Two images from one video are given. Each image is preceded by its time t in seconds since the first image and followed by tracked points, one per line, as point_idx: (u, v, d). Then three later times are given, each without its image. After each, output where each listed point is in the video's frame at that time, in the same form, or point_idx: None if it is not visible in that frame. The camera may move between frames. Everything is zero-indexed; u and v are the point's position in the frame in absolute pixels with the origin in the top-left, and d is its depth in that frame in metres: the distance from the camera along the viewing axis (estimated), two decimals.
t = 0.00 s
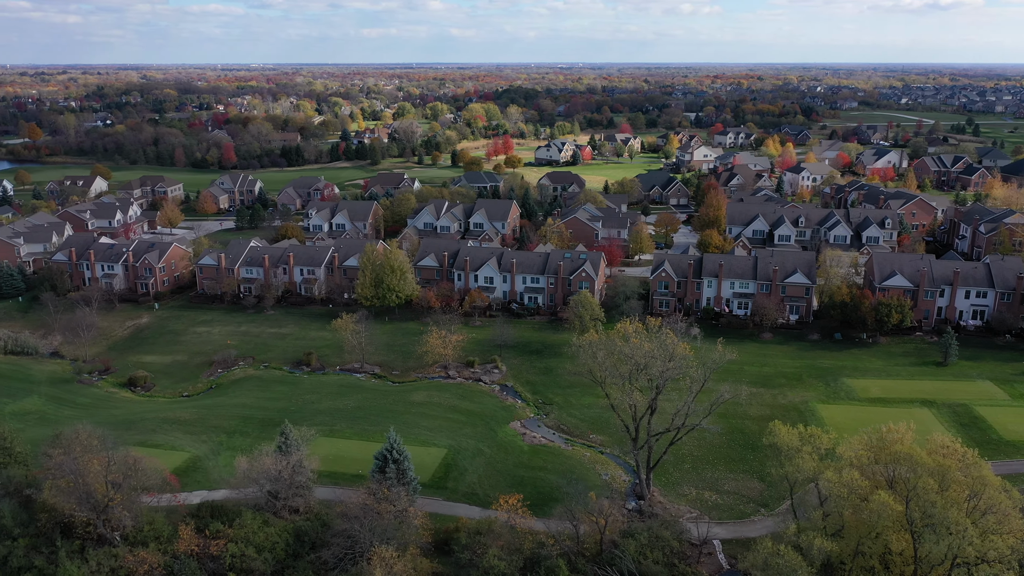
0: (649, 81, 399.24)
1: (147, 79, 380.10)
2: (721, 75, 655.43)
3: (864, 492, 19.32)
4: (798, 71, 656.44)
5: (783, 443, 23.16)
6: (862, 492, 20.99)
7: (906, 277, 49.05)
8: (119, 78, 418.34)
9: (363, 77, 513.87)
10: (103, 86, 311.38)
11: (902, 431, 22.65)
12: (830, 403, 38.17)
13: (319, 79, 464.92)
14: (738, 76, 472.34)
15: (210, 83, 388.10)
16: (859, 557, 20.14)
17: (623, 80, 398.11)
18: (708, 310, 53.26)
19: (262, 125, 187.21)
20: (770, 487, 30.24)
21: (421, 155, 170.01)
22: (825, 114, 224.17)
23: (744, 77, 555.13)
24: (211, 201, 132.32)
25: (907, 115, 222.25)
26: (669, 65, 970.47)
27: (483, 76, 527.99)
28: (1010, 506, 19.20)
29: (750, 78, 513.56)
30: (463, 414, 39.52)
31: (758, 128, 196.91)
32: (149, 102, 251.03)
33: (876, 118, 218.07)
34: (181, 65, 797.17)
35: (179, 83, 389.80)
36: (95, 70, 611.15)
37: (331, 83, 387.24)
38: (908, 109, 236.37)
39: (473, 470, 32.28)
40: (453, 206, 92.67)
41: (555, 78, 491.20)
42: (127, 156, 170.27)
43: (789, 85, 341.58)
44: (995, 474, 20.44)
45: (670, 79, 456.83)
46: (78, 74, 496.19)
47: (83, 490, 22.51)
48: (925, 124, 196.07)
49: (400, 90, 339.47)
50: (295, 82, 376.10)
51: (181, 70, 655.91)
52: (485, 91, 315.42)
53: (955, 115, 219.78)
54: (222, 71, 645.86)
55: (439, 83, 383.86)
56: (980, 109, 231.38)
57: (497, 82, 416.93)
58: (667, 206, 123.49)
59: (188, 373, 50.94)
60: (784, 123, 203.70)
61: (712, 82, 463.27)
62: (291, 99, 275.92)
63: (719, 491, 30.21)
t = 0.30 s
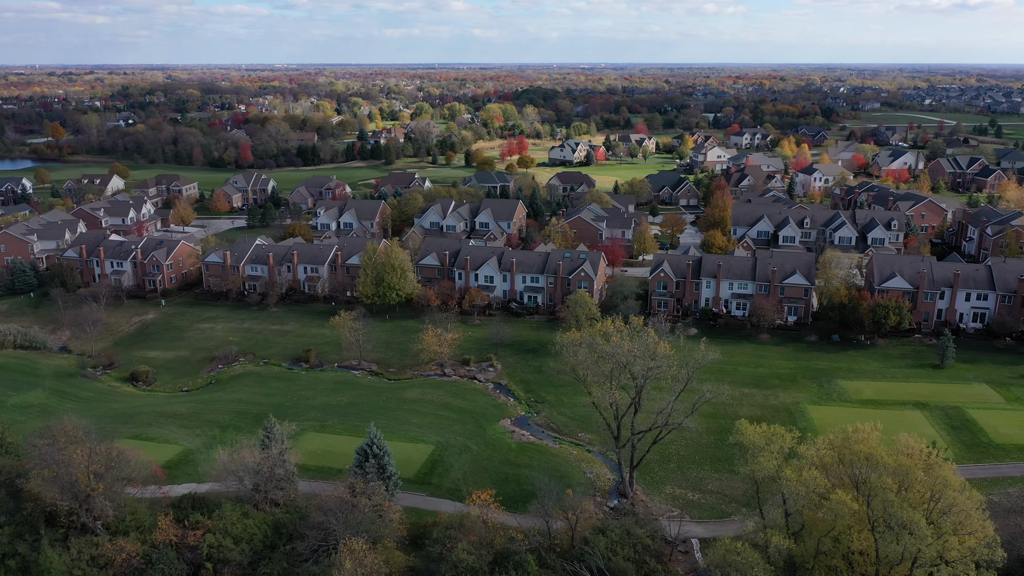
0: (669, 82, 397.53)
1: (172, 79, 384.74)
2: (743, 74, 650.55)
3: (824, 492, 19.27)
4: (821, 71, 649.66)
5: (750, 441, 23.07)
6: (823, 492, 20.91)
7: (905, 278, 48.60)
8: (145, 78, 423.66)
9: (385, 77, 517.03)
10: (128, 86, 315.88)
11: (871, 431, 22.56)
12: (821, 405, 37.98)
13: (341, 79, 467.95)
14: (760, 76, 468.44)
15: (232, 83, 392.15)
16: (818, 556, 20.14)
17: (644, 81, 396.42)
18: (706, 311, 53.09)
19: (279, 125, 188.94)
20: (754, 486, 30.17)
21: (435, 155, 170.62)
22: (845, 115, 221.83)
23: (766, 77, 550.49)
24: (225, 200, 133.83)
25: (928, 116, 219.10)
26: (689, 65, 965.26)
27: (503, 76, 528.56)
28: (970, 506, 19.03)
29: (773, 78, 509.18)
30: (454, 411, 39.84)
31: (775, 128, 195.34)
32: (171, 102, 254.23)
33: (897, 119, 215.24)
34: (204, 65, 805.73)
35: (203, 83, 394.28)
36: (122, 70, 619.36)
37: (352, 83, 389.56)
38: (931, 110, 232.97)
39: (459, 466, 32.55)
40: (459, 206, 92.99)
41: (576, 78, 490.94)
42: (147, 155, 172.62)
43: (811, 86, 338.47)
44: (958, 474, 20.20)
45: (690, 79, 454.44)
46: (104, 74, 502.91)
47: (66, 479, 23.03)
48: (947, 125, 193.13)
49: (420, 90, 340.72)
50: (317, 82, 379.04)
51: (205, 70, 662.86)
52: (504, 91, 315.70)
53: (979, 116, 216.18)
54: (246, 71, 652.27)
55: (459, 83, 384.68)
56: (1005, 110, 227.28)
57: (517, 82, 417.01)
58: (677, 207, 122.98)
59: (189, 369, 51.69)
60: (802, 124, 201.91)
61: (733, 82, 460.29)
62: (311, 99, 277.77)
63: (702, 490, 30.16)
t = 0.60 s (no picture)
0: (691, 82, 395.20)
1: (198, 80, 389.63)
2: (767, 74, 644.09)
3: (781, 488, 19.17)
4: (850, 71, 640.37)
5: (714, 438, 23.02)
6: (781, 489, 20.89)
7: (906, 280, 48.12)
8: (172, 78, 429.33)
9: (406, 77, 519.60)
10: (155, 86, 320.33)
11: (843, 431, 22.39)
12: (814, 406, 37.81)
13: (363, 79, 471.28)
14: (801, 75, 461.46)
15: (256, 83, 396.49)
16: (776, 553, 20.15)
17: (666, 81, 394.20)
18: (706, 312, 52.91)
19: (297, 125, 190.62)
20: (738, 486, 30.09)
21: (451, 155, 171.17)
22: (867, 116, 219.01)
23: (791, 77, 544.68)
24: (239, 198, 135.31)
25: (954, 117, 215.51)
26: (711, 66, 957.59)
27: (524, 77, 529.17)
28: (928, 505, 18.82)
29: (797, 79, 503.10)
30: (447, 408, 40.13)
31: (794, 130, 193.48)
32: (195, 102, 257.65)
33: (921, 120, 212.00)
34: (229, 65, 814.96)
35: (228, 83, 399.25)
36: (149, 70, 628.70)
37: (374, 83, 391.82)
38: (957, 111, 229.01)
39: (446, 462, 32.82)
40: (467, 205, 93.27)
41: (597, 78, 489.74)
42: (167, 154, 174.93)
43: (835, 86, 334.34)
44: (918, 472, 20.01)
45: (713, 79, 451.32)
46: (132, 74, 510.76)
47: (51, 468, 23.58)
48: (971, 126, 189.83)
49: (441, 90, 341.76)
50: (340, 82, 381.85)
51: (230, 70, 670.61)
52: (523, 91, 315.66)
53: (1006, 117, 212.13)
54: (270, 71, 658.99)
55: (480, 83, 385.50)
56: None
57: (539, 82, 416.69)
58: (689, 208, 122.30)
59: (192, 364, 52.51)
60: (821, 125, 199.76)
61: (756, 81, 456.15)
62: (332, 99, 279.72)
63: (686, 490, 30.11)
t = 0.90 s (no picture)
0: (714, 83, 392.34)
1: (227, 81, 394.42)
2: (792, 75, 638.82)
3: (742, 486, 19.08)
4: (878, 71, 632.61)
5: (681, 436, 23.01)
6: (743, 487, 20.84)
7: (908, 282, 47.61)
8: (199, 78, 435.23)
9: (430, 77, 521.65)
10: (181, 87, 324.51)
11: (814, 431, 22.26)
12: (807, 407, 37.57)
13: (386, 79, 474.20)
14: (827, 76, 456.79)
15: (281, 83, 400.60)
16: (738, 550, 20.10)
17: (690, 82, 391.86)
18: (706, 313, 52.73)
19: (316, 125, 192.29)
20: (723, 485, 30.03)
21: (467, 155, 171.58)
22: (891, 118, 215.96)
23: (818, 78, 538.52)
24: (254, 197, 136.72)
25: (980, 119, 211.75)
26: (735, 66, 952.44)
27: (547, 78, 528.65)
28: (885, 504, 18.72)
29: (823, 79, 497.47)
30: (441, 406, 40.40)
31: (814, 130, 191.45)
32: (219, 102, 260.99)
33: (945, 122, 208.82)
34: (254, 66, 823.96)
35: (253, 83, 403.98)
36: (177, 71, 637.22)
37: (396, 83, 393.82)
38: (985, 113, 225.15)
39: (434, 459, 33.09)
40: (475, 205, 93.48)
41: (648, 80, 485.64)
42: (187, 153, 177.19)
43: (860, 86, 330.42)
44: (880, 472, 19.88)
45: (737, 80, 447.67)
46: (161, 74, 518.56)
47: (39, 458, 24.14)
48: (997, 128, 186.51)
49: (463, 90, 342.64)
50: (363, 83, 384.24)
51: (256, 70, 678.08)
52: (544, 91, 315.49)
53: None
54: (295, 71, 664.70)
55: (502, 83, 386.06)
56: None
57: (562, 83, 416.14)
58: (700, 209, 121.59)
59: (196, 360, 53.35)
60: (841, 126, 197.46)
61: (781, 80, 451.25)
62: (354, 99, 281.48)
63: (671, 489, 30.07)
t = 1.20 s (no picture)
0: (737, 83, 389.23)
1: (252, 81, 398.55)
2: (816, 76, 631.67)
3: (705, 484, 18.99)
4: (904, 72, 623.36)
5: (653, 434, 23.05)
6: (712, 486, 20.82)
7: (910, 284, 47.10)
8: (225, 79, 440.21)
9: (466, 79, 521.16)
10: (206, 86, 328.25)
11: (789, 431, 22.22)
12: (800, 409, 37.39)
13: (408, 79, 476.40)
14: (852, 77, 451.11)
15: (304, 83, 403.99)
16: (704, 548, 20.08)
17: (713, 83, 388.79)
18: (706, 313, 52.55)
19: (333, 124, 193.67)
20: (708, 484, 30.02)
21: (483, 155, 171.81)
22: (915, 118, 212.71)
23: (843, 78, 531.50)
24: (269, 196, 137.95)
25: (1007, 121, 208.01)
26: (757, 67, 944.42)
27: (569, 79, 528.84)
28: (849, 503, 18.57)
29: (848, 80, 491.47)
30: (436, 403, 40.64)
31: (834, 131, 189.19)
32: (242, 102, 263.58)
33: (971, 123, 205.64)
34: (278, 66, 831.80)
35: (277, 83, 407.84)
36: (202, 71, 645.22)
37: (418, 83, 395.07)
38: (1013, 115, 221.14)
39: (424, 455, 33.34)
40: (484, 205, 93.72)
41: (670, 80, 482.86)
42: (208, 152, 179.34)
43: (886, 87, 325.70)
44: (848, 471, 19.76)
45: (761, 81, 443.30)
46: (190, 74, 523.72)
47: (29, 448, 24.71)
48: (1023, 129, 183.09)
49: (484, 90, 342.77)
50: (385, 82, 385.89)
51: (280, 70, 684.63)
52: (564, 91, 314.79)
53: None
54: (319, 72, 670.60)
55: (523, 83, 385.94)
56: None
57: (585, 83, 414.73)
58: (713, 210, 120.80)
59: (200, 355, 54.16)
60: (862, 126, 194.88)
61: (805, 79, 446.10)
62: (375, 99, 282.77)
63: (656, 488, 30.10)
